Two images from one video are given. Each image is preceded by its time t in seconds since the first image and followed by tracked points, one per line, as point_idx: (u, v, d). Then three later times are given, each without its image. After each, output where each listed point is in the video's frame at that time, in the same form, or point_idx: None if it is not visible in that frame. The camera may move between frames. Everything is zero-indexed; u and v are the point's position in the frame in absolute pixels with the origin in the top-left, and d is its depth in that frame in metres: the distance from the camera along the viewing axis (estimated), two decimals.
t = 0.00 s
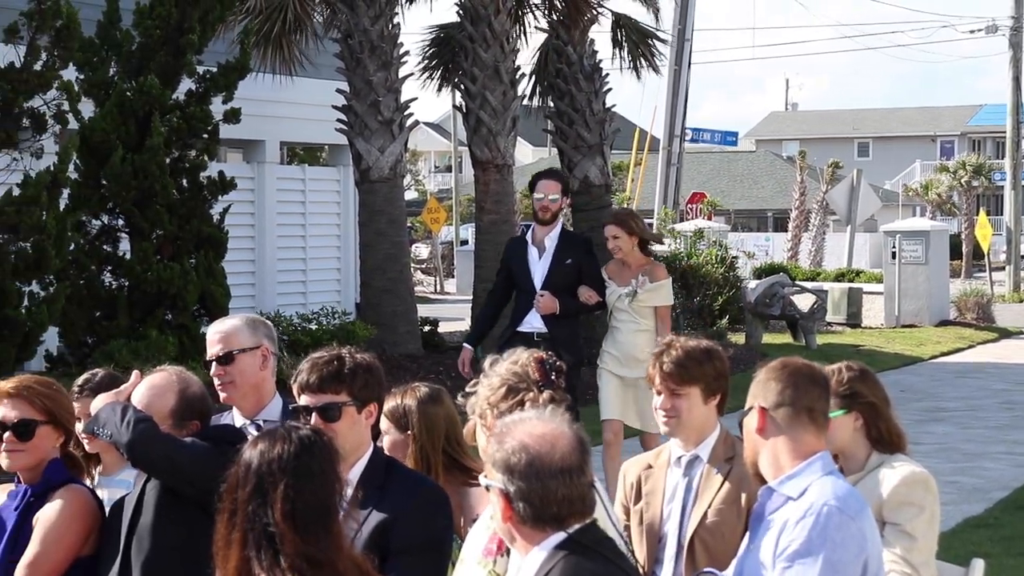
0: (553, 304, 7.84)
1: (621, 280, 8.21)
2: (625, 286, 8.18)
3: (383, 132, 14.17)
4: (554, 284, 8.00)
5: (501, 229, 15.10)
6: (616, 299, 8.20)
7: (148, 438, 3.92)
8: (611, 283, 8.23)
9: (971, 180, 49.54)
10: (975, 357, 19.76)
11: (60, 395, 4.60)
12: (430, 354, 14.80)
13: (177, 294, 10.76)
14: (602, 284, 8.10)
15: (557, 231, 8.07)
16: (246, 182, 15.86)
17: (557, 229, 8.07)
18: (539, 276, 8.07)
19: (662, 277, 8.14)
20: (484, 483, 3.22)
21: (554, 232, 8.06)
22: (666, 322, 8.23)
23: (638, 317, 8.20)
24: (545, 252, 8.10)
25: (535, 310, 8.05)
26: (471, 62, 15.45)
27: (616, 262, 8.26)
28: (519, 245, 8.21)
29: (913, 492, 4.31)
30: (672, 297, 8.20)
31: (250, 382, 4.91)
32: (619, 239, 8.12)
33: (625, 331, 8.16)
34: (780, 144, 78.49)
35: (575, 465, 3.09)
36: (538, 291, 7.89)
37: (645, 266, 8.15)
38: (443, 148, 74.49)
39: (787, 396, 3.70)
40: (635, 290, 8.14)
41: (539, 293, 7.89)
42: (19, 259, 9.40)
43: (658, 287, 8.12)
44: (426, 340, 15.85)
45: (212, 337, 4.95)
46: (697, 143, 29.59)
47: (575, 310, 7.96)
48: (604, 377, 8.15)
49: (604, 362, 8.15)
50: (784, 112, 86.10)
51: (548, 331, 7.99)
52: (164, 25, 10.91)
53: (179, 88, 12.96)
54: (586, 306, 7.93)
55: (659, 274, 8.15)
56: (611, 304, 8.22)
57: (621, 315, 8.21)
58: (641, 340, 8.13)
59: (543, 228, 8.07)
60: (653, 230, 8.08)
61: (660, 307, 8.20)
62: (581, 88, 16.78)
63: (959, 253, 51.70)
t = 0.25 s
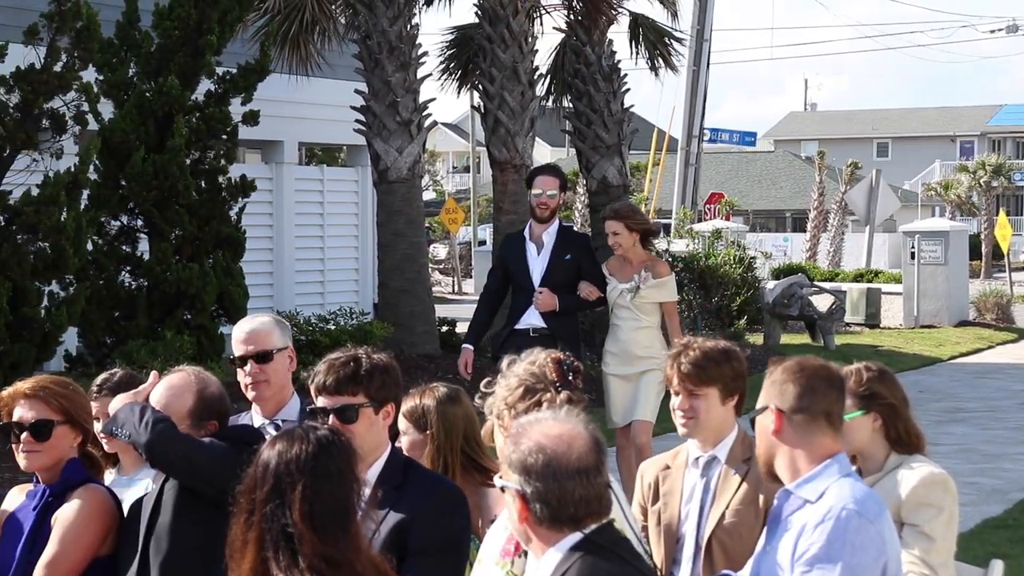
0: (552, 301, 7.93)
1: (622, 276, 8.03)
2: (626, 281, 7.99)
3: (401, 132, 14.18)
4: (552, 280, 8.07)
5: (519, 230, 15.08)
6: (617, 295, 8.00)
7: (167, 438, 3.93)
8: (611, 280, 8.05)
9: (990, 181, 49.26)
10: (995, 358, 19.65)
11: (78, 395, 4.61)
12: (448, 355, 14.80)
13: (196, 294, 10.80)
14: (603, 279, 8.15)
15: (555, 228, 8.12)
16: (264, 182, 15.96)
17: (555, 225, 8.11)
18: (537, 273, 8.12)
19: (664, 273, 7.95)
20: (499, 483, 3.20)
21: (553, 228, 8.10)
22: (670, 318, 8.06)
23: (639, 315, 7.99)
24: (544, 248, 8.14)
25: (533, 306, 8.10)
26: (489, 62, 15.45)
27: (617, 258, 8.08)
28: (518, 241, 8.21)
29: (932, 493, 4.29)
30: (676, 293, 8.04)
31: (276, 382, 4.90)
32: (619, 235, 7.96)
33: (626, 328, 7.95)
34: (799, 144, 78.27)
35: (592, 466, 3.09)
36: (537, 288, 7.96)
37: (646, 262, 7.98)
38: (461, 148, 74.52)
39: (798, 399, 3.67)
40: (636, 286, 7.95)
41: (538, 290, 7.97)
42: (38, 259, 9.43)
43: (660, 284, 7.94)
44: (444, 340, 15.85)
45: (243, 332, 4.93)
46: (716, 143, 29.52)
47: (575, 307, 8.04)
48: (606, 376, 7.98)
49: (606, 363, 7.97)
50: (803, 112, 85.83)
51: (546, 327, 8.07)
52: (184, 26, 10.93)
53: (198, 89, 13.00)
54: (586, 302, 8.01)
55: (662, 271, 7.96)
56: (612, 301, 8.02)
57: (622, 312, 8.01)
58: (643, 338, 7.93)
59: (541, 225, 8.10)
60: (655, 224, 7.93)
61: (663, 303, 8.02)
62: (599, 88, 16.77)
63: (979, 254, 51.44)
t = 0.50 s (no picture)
0: (535, 307, 7.77)
1: (609, 281, 8.01)
2: (613, 287, 7.96)
3: (403, 132, 14.18)
4: (535, 284, 7.91)
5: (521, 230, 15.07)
6: (604, 301, 7.97)
7: (168, 438, 3.92)
8: (598, 286, 8.03)
9: (992, 180, 49.23)
10: (997, 358, 19.63)
11: (79, 395, 4.61)
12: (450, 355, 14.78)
13: (198, 293, 10.83)
14: (587, 284, 8.02)
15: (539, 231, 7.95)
16: (266, 182, 16.04)
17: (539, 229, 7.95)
18: (520, 277, 7.96)
19: (650, 280, 7.91)
20: (495, 485, 3.21)
21: (536, 231, 7.93)
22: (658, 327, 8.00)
23: (625, 322, 7.95)
24: (527, 252, 7.98)
25: (514, 312, 7.94)
26: (491, 63, 15.46)
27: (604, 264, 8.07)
28: (501, 244, 8.05)
29: (934, 494, 4.27)
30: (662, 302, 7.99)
31: (287, 387, 4.88)
32: (606, 240, 7.96)
33: (612, 335, 7.93)
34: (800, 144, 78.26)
35: (588, 467, 3.08)
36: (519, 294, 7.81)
37: (633, 268, 7.94)
38: (463, 148, 74.50)
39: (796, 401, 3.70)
40: (622, 292, 7.92)
41: (521, 296, 7.83)
42: (40, 259, 9.41)
43: (646, 291, 7.89)
44: (445, 340, 15.84)
45: (258, 334, 4.88)
46: (717, 143, 29.52)
47: (558, 313, 7.90)
48: (594, 384, 7.99)
49: (594, 372, 7.98)
50: (805, 112, 85.82)
51: (528, 333, 7.88)
52: (186, 25, 10.92)
53: (200, 89, 13.01)
54: (569, 308, 7.89)
55: (648, 277, 7.90)
56: (598, 307, 8.00)
57: (607, 319, 7.98)
58: (628, 344, 7.91)
59: (524, 228, 7.93)
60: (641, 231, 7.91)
61: (650, 312, 7.98)
62: (601, 88, 16.78)
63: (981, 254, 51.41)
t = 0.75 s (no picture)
0: (531, 308, 7.65)
1: (602, 279, 7.96)
2: (607, 285, 7.91)
3: (411, 132, 14.18)
4: (529, 284, 7.77)
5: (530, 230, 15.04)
6: (598, 298, 7.90)
7: (178, 437, 3.92)
8: (591, 283, 7.97)
9: (1001, 179, 49.10)
10: (1007, 357, 19.58)
11: (88, 395, 4.61)
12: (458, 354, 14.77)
13: (207, 293, 10.82)
14: (582, 284, 7.89)
15: (534, 229, 7.82)
16: (275, 182, 16.01)
17: (534, 227, 7.82)
18: (514, 277, 7.82)
19: (644, 277, 7.89)
20: (490, 486, 3.18)
21: (531, 230, 7.80)
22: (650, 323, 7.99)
23: (619, 319, 7.94)
24: (521, 252, 7.84)
25: (508, 312, 7.80)
26: (499, 62, 15.46)
27: (597, 262, 8.03)
28: (495, 244, 7.92)
29: (943, 493, 4.26)
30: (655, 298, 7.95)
31: (297, 393, 4.81)
32: (599, 235, 7.90)
33: (608, 334, 7.91)
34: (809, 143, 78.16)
35: (587, 466, 3.07)
36: (516, 294, 7.68)
37: (627, 265, 7.92)
38: (471, 147, 74.47)
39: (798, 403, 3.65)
40: (618, 290, 7.88)
41: (517, 296, 7.70)
42: (48, 258, 9.43)
43: (641, 288, 7.88)
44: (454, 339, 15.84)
45: (268, 338, 4.77)
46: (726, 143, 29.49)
47: (554, 314, 7.76)
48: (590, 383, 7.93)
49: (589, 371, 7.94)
50: (813, 112, 85.70)
51: (521, 333, 7.76)
52: (194, 25, 10.93)
53: (208, 88, 13.03)
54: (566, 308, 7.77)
55: (642, 274, 7.90)
56: (592, 305, 7.91)
57: (601, 317, 7.95)
58: (624, 343, 7.91)
59: (519, 227, 7.80)
60: (633, 228, 7.86)
61: (642, 308, 7.94)
62: (609, 87, 16.77)
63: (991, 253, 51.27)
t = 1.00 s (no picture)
0: (537, 305, 7.56)
1: (610, 284, 7.72)
2: (615, 289, 7.68)
3: (435, 130, 14.17)
4: (538, 283, 7.67)
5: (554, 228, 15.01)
6: (606, 303, 7.70)
7: (204, 436, 3.91)
8: (599, 287, 7.75)
9: None
10: None
11: (113, 394, 4.61)
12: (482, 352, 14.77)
13: (232, 291, 10.84)
14: (589, 285, 7.73)
15: (542, 228, 7.72)
16: (299, 181, 16.06)
17: (542, 225, 7.71)
18: (523, 276, 7.74)
19: (652, 281, 7.64)
20: (497, 489, 3.16)
21: (540, 228, 7.71)
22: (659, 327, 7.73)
23: (628, 323, 7.71)
24: (530, 250, 7.74)
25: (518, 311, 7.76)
26: (523, 60, 15.44)
27: (605, 264, 7.76)
28: (505, 243, 7.83)
29: (969, 492, 4.22)
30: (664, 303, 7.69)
31: (323, 397, 4.73)
32: (605, 239, 7.64)
33: (615, 340, 7.69)
34: (834, 142, 77.86)
35: (595, 468, 3.06)
36: (522, 291, 7.60)
37: (635, 269, 7.66)
38: (495, 145, 74.48)
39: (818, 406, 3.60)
40: (625, 294, 7.64)
41: (523, 293, 7.61)
42: (75, 257, 9.48)
43: (649, 292, 7.62)
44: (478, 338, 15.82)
45: (293, 343, 4.67)
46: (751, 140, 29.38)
47: (562, 313, 7.66)
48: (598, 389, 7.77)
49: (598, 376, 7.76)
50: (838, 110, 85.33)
51: (531, 332, 7.71)
52: (219, 24, 10.95)
53: (233, 87, 13.07)
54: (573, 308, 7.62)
55: (651, 277, 7.64)
56: (600, 309, 7.72)
57: (609, 320, 7.73)
58: (631, 349, 7.69)
59: (527, 225, 7.73)
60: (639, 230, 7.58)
61: (650, 312, 7.69)
62: (633, 86, 16.74)
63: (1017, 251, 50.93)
